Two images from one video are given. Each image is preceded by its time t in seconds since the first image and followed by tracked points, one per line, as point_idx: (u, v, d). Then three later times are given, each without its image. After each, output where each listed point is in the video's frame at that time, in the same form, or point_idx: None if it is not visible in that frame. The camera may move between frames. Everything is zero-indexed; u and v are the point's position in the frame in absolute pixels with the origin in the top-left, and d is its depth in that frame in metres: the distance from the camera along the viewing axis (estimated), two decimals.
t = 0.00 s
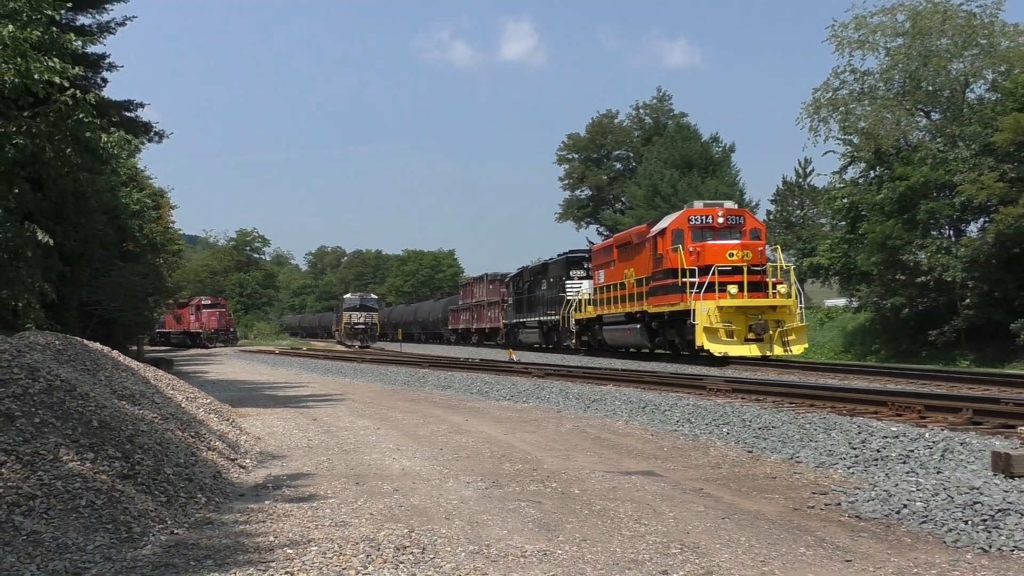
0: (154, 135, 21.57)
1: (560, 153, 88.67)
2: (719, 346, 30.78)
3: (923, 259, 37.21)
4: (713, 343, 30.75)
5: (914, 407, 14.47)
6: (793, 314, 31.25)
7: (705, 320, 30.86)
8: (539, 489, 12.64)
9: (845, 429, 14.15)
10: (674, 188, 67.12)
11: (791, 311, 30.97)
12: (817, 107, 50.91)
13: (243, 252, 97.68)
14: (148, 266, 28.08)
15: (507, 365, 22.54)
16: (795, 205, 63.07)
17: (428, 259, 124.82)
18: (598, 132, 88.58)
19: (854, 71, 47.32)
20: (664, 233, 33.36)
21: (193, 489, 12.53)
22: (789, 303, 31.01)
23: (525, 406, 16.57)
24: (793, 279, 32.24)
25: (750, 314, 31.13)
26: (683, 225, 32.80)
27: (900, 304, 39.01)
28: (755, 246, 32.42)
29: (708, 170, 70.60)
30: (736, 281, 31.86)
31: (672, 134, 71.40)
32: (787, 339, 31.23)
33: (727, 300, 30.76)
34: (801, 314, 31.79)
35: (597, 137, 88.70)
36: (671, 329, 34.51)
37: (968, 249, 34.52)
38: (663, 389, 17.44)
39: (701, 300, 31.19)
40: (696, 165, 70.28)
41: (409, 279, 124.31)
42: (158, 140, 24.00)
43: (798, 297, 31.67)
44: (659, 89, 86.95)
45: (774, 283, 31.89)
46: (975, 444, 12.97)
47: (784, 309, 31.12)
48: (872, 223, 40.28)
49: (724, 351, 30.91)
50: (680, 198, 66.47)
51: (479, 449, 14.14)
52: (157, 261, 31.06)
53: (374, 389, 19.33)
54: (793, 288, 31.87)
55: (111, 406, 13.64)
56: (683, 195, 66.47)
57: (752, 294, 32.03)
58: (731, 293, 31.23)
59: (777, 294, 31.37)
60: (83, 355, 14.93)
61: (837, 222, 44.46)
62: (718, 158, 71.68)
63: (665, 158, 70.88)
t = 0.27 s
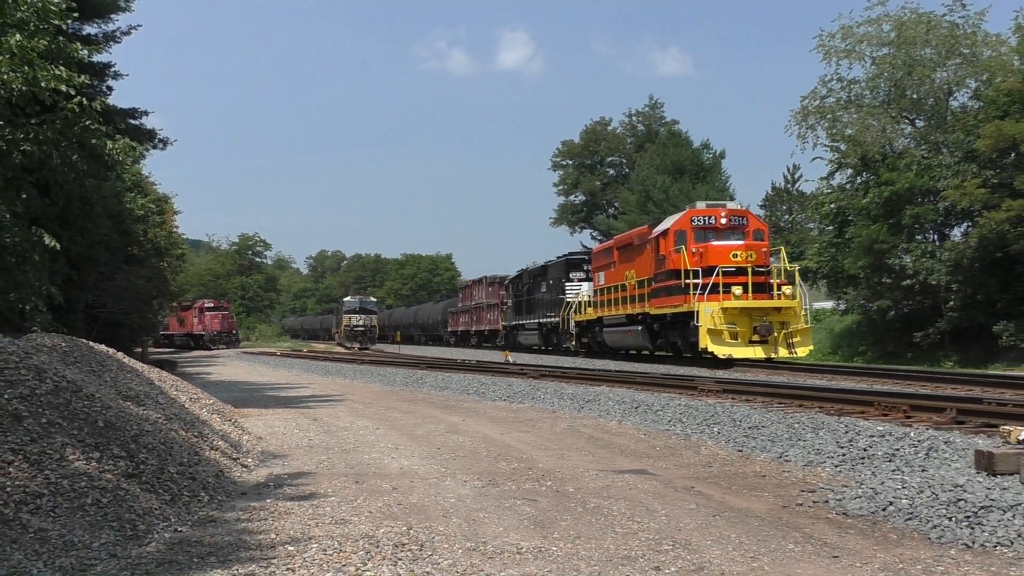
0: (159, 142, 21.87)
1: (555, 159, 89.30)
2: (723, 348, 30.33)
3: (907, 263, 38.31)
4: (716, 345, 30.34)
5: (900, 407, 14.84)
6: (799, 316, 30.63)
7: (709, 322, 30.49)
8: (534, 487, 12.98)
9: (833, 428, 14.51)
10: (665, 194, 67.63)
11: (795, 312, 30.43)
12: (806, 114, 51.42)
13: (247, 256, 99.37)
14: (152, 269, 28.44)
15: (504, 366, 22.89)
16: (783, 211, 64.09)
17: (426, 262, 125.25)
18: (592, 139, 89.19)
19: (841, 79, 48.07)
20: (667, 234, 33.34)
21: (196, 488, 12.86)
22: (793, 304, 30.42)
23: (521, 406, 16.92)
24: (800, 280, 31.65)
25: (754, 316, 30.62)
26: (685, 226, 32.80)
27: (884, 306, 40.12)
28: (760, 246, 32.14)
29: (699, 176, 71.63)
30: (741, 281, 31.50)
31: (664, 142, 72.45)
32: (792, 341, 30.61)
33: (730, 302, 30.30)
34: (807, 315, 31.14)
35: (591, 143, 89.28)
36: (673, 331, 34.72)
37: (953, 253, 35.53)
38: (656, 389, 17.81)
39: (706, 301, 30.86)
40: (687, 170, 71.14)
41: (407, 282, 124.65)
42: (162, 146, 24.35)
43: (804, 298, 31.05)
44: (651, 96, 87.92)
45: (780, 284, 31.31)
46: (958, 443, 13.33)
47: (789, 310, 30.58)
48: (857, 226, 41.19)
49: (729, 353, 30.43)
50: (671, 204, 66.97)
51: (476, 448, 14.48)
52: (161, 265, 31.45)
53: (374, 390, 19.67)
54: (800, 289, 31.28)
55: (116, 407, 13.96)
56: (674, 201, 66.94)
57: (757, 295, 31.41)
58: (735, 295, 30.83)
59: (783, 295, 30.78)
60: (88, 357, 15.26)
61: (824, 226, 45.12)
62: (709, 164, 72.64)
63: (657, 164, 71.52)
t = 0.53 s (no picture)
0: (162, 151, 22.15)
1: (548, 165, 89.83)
2: (726, 350, 30.34)
3: (892, 267, 38.92)
4: (720, 346, 30.34)
5: (884, 407, 15.23)
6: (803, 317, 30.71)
7: (713, 323, 30.47)
8: (528, 486, 13.32)
9: (819, 428, 14.88)
10: (655, 200, 68.18)
11: (799, 313, 30.53)
12: (791, 123, 51.81)
13: (246, 260, 99.89)
14: (155, 273, 28.79)
15: (499, 368, 23.23)
16: (772, 216, 64.71)
17: (422, 266, 125.67)
18: (584, 146, 89.81)
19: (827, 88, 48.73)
20: (668, 235, 33.44)
21: (198, 487, 13.18)
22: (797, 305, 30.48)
23: (516, 407, 17.27)
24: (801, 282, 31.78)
25: (757, 318, 30.66)
26: (686, 227, 32.89)
27: (869, 309, 40.74)
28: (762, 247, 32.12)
29: (689, 182, 72.31)
30: (744, 283, 31.49)
31: (654, 149, 73.14)
32: (795, 343, 30.72)
33: (734, 303, 30.31)
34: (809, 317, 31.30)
35: (583, 151, 89.87)
36: (673, 333, 34.97)
37: (934, 256, 36.37)
38: (647, 390, 18.18)
39: (709, 303, 30.80)
40: (677, 177, 71.78)
41: (404, 286, 124.98)
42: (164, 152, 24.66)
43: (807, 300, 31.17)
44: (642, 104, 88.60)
45: (783, 285, 31.36)
46: (941, 442, 13.71)
47: (793, 312, 30.66)
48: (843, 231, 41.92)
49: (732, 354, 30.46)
50: (662, 210, 67.49)
51: (472, 448, 14.82)
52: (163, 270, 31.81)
53: (372, 392, 20.00)
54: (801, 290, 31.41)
55: (119, 408, 14.28)
56: (665, 207, 67.44)
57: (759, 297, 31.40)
58: (738, 296, 30.85)
59: (786, 296, 30.81)
60: (92, 360, 15.59)
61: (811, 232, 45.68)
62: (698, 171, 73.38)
63: (649, 170, 72.05)
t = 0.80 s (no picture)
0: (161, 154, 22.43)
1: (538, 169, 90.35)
2: (726, 349, 30.48)
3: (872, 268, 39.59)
4: (720, 346, 30.45)
5: (865, 404, 15.68)
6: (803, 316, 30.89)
7: (713, 323, 30.61)
8: (519, 481, 13.69)
9: (802, 424, 15.30)
10: (643, 203, 68.74)
11: (799, 313, 30.70)
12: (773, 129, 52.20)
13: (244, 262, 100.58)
14: (154, 274, 29.12)
15: (492, 367, 23.61)
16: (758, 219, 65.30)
17: (416, 267, 126.05)
18: (573, 151, 90.37)
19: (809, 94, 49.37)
20: (666, 233, 33.53)
21: (196, 484, 13.52)
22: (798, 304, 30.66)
23: (507, 405, 17.65)
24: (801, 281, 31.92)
25: (758, 317, 30.84)
26: (685, 225, 32.98)
27: (851, 308, 41.36)
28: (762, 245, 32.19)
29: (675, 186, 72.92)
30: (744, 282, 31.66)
31: (642, 153, 73.71)
32: (796, 342, 30.89)
33: (734, 303, 30.49)
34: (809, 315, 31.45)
35: (572, 155, 90.44)
36: (670, 333, 35.28)
37: (913, 258, 36.92)
38: (634, 388, 18.59)
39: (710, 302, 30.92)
40: (663, 181, 72.36)
41: (398, 287, 125.31)
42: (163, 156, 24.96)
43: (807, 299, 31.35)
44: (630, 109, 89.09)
45: (783, 284, 31.58)
46: (920, 437, 14.13)
47: (793, 312, 30.83)
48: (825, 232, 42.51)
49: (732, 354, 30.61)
50: (649, 213, 68.00)
51: (464, 444, 15.19)
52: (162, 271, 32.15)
53: (367, 390, 20.36)
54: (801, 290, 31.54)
55: (119, 407, 14.61)
56: (652, 210, 67.94)
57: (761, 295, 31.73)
58: (738, 295, 30.99)
59: (787, 296, 30.98)
60: (93, 359, 15.91)
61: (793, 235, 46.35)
62: (684, 175, 74.06)
63: (636, 175, 72.54)
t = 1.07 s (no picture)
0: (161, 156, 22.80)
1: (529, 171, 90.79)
2: (728, 347, 30.60)
3: (853, 268, 40.21)
4: (721, 344, 30.57)
5: (847, 400, 16.12)
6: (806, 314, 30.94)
7: (714, 320, 30.71)
8: (511, 476, 14.06)
9: (786, 420, 15.73)
10: (632, 204, 69.17)
11: (801, 311, 30.77)
12: (758, 133, 52.61)
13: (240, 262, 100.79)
14: (154, 274, 29.46)
15: (485, 364, 23.99)
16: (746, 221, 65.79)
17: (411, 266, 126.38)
18: (564, 153, 90.83)
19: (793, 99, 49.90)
20: (665, 229, 33.84)
21: (195, 478, 13.86)
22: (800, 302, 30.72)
23: (499, 401, 18.05)
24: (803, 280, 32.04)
25: (760, 315, 30.91)
26: (685, 222, 33.29)
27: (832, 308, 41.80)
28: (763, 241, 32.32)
29: (662, 187, 73.39)
30: (745, 278, 31.80)
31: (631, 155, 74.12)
32: (798, 340, 30.92)
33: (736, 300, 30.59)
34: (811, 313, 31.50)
35: (563, 158, 90.91)
36: (668, 330, 35.50)
37: (895, 259, 37.72)
38: (623, 385, 19.00)
39: (711, 299, 31.00)
40: (652, 183, 72.83)
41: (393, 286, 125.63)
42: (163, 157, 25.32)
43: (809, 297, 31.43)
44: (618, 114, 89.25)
45: (785, 281, 31.72)
46: (900, 433, 14.55)
47: (795, 310, 30.89)
48: (808, 234, 43.29)
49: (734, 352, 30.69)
50: (637, 214, 68.46)
51: (458, 440, 15.56)
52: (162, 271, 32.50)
53: (361, 386, 20.72)
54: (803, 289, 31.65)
55: (120, 403, 14.95)
56: (640, 211, 68.38)
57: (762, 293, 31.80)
58: (740, 292, 31.08)
59: (789, 293, 31.06)
60: (94, 356, 16.25)
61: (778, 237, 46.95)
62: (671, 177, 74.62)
63: (626, 177, 73.00)
